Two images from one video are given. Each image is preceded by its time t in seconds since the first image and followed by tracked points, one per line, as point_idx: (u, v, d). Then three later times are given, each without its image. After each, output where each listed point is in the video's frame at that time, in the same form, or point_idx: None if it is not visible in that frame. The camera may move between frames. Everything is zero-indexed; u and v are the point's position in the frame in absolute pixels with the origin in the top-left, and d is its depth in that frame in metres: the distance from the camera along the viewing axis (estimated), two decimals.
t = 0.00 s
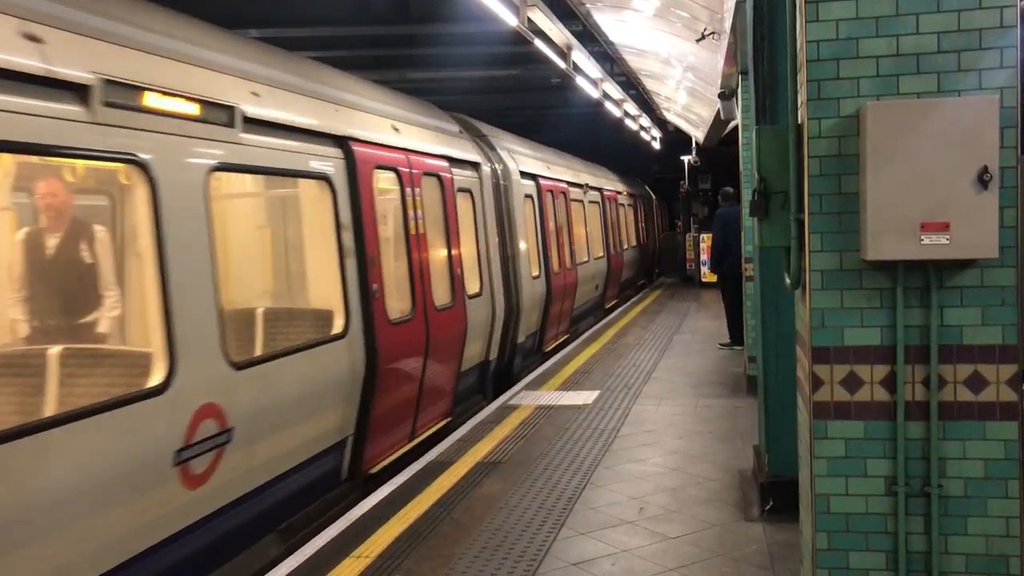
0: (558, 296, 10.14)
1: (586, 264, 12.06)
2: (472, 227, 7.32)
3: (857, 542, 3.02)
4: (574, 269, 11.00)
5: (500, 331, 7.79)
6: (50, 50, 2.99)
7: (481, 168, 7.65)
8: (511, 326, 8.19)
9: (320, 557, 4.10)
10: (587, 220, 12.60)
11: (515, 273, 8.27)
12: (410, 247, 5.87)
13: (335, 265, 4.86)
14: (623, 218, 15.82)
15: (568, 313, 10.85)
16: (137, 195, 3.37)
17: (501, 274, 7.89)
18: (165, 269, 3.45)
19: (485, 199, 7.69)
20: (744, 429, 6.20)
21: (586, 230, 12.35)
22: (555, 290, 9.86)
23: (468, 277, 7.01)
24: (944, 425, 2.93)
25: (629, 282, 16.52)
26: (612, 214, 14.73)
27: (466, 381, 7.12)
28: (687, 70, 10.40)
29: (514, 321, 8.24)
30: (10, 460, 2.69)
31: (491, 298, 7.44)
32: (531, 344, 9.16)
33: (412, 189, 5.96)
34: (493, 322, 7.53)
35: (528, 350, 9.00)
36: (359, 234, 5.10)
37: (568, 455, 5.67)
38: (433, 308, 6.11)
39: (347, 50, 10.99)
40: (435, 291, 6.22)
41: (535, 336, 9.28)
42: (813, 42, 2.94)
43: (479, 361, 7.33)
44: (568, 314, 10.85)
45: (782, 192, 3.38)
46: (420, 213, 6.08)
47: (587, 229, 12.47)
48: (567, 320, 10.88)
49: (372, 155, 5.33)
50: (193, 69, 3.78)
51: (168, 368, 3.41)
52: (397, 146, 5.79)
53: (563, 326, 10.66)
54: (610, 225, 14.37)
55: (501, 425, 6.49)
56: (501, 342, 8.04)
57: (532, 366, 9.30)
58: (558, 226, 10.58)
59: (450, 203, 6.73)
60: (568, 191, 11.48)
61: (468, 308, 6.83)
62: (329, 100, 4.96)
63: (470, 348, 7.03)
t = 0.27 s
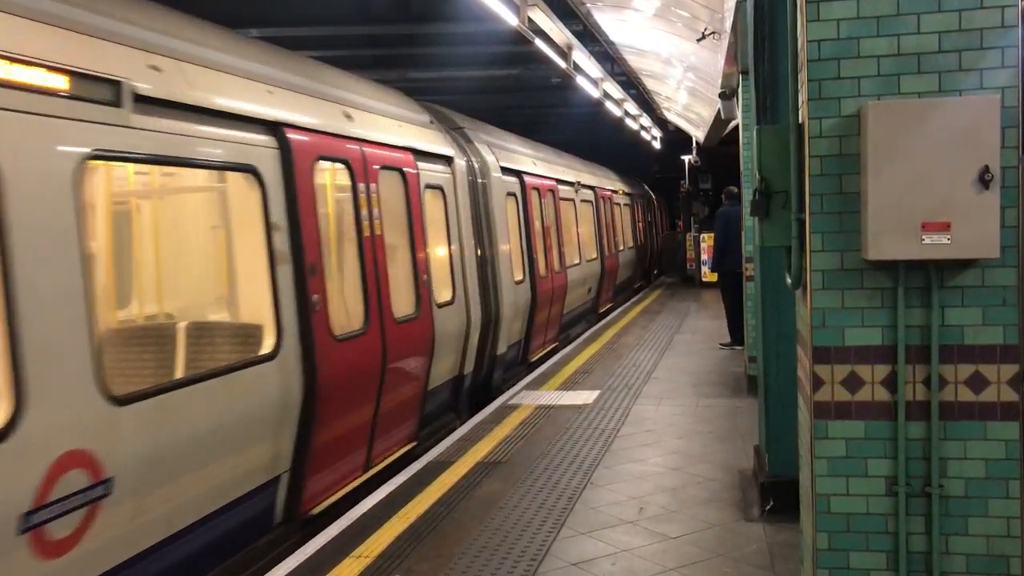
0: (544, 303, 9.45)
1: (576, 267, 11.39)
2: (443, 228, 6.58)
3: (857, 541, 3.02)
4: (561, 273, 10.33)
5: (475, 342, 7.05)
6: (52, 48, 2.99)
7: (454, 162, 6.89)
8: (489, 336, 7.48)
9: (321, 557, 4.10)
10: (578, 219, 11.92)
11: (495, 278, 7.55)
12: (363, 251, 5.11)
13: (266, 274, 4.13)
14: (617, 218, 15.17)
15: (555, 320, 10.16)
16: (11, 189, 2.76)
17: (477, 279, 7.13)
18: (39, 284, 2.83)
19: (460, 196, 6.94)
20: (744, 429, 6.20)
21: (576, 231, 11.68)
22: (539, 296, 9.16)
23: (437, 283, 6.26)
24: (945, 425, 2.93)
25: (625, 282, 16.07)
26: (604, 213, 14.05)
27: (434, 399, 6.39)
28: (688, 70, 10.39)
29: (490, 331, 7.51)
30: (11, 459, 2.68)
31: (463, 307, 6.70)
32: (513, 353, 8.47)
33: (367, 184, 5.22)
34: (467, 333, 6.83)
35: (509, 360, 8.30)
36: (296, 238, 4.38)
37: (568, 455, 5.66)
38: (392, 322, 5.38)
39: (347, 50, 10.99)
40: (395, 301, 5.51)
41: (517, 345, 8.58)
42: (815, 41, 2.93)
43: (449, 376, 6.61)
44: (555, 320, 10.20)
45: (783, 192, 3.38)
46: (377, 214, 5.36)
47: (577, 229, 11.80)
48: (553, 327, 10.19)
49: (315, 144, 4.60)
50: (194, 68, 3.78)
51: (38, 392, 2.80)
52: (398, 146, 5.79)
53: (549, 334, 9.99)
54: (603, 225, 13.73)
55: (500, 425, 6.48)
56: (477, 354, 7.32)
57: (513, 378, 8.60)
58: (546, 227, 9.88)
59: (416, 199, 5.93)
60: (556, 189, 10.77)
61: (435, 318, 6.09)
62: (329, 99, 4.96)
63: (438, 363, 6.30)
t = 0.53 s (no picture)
0: (528, 310, 8.83)
1: (568, 271, 10.84)
2: (410, 231, 5.90)
3: (858, 541, 3.02)
4: (548, 277, 9.69)
5: (445, 358, 6.36)
6: (51, 48, 3.00)
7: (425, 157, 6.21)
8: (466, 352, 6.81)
9: (321, 557, 4.09)
10: (568, 220, 11.31)
11: (474, 286, 6.82)
12: (305, 258, 4.43)
13: (171, 286, 3.43)
14: (610, 217, 14.52)
15: (540, 327, 9.53)
16: None
17: (449, 288, 6.44)
18: None
19: (432, 196, 6.27)
20: (746, 429, 6.20)
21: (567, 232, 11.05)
22: (522, 302, 8.54)
23: (398, 292, 5.58)
24: (945, 425, 2.92)
25: (622, 283, 15.60)
26: (597, 213, 13.44)
27: (395, 423, 5.72)
28: (688, 69, 10.38)
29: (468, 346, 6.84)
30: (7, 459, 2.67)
31: (430, 319, 6.01)
32: (493, 367, 7.82)
33: (311, 180, 4.54)
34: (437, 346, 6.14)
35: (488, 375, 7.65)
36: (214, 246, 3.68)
37: (569, 455, 5.66)
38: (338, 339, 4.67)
39: (348, 50, 11.00)
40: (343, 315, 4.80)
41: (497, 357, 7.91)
42: (817, 41, 2.93)
43: (414, 398, 5.95)
44: (541, 328, 9.60)
45: (784, 192, 3.37)
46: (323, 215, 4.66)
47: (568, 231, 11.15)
48: (539, 336, 9.56)
49: (238, 132, 3.92)
50: (194, 68, 3.78)
51: None
52: (399, 145, 5.79)
53: (535, 343, 9.38)
54: (596, 226, 13.13)
55: (501, 425, 6.48)
56: (451, 371, 6.65)
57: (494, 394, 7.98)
58: (532, 229, 9.25)
59: (375, 199, 5.26)
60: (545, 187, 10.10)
61: (396, 332, 5.41)
62: (329, 98, 4.96)
63: (440, 363, 6.30)
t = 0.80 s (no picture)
0: (511, 318, 8.20)
1: (557, 276, 10.24)
2: (365, 236, 5.23)
3: (858, 542, 3.02)
4: (533, 282, 9.05)
5: (409, 378, 5.69)
6: (51, 48, 3.01)
7: (386, 150, 5.56)
8: (433, 370, 6.14)
9: (321, 558, 4.09)
10: (557, 221, 10.69)
11: (444, 295, 6.25)
12: (224, 268, 3.78)
13: (29, 304, 2.81)
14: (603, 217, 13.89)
15: (525, 336, 8.90)
16: None
17: (414, 299, 5.77)
18: None
19: (394, 196, 5.62)
20: (746, 430, 6.20)
21: (555, 234, 10.41)
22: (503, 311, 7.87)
23: (349, 304, 4.92)
24: (945, 426, 2.93)
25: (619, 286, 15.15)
26: (590, 214, 12.82)
27: (346, 454, 5.06)
28: (688, 70, 10.37)
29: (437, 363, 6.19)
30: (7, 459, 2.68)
31: (390, 335, 5.36)
32: (469, 382, 7.19)
33: (233, 175, 3.91)
34: (400, 364, 5.53)
35: (462, 393, 7.02)
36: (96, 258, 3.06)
37: (569, 456, 5.65)
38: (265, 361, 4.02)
39: (348, 51, 11.00)
40: (273, 333, 4.14)
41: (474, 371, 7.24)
42: (817, 42, 2.93)
43: (369, 423, 5.30)
44: (526, 338, 8.97)
45: (785, 193, 3.37)
46: (250, 219, 4.02)
47: (556, 233, 10.49)
48: (524, 346, 8.92)
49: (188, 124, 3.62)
50: (194, 69, 3.79)
51: None
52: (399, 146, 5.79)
53: (519, 354, 8.76)
54: (588, 227, 12.53)
55: (500, 426, 6.47)
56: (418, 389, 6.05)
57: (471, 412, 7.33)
58: (515, 232, 8.61)
59: (319, 200, 4.62)
60: (530, 186, 9.42)
61: (344, 351, 4.75)
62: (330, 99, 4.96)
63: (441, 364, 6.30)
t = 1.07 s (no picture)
0: (491, 329, 7.51)
1: (544, 281, 9.58)
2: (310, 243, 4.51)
3: (858, 544, 3.02)
4: (517, 289, 8.34)
5: (364, 401, 4.98)
6: (54, 49, 3.01)
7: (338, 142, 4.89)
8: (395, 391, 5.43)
9: (321, 559, 4.09)
10: (544, 223, 10.01)
11: (409, 305, 5.57)
12: (106, 286, 3.05)
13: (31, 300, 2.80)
14: (595, 218, 13.21)
15: (508, 347, 8.21)
16: None
17: (367, 312, 4.99)
18: None
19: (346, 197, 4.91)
20: (746, 431, 6.20)
21: (540, 238, 9.70)
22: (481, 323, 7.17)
23: (288, 320, 4.24)
24: (945, 427, 2.93)
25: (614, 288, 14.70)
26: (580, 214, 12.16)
27: (280, 493, 4.37)
28: (688, 72, 10.37)
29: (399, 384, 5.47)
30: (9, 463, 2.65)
31: (340, 356, 4.64)
32: (440, 402, 6.49)
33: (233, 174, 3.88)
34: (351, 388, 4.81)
35: (433, 412, 6.35)
36: None
37: (568, 458, 5.64)
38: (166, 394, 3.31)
39: (348, 52, 11.01)
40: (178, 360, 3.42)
41: (446, 389, 6.55)
42: (818, 43, 2.93)
43: (313, 454, 4.64)
44: (510, 349, 8.29)
45: (785, 194, 3.37)
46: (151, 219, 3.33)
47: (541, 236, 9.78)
48: (506, 358, 8.23)
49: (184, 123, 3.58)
50: (194, 70, 3.79)
51: None
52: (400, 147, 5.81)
53: (501, 366, 8.08)
54: (579, 228, 11.93)
55: (500, 427, 6.47)
56: (377, 412, 5.37)
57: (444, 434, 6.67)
58: (495, 234, 7.92)
59: (244, 199, 3.93)
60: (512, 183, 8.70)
61: (276, 378, 4.05)
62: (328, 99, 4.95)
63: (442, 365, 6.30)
